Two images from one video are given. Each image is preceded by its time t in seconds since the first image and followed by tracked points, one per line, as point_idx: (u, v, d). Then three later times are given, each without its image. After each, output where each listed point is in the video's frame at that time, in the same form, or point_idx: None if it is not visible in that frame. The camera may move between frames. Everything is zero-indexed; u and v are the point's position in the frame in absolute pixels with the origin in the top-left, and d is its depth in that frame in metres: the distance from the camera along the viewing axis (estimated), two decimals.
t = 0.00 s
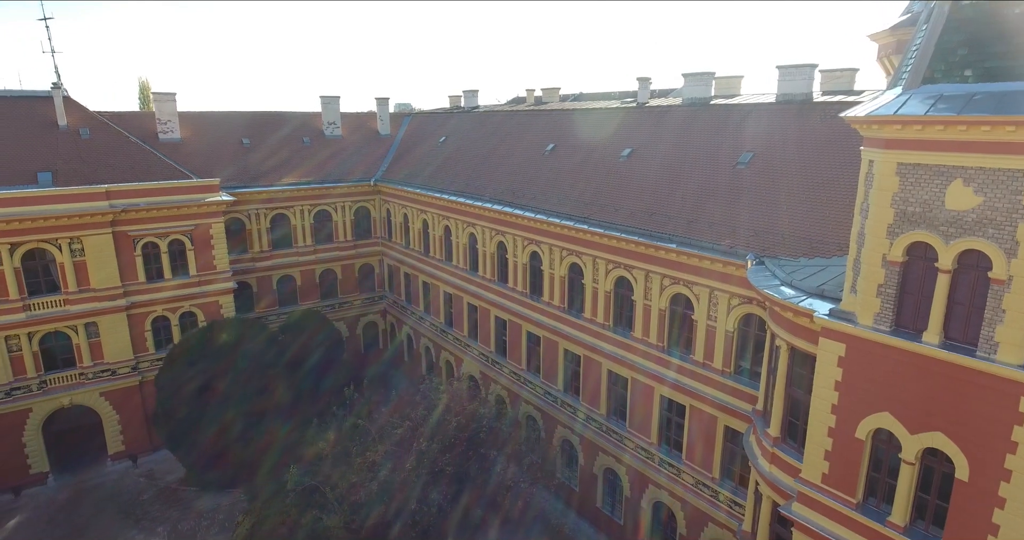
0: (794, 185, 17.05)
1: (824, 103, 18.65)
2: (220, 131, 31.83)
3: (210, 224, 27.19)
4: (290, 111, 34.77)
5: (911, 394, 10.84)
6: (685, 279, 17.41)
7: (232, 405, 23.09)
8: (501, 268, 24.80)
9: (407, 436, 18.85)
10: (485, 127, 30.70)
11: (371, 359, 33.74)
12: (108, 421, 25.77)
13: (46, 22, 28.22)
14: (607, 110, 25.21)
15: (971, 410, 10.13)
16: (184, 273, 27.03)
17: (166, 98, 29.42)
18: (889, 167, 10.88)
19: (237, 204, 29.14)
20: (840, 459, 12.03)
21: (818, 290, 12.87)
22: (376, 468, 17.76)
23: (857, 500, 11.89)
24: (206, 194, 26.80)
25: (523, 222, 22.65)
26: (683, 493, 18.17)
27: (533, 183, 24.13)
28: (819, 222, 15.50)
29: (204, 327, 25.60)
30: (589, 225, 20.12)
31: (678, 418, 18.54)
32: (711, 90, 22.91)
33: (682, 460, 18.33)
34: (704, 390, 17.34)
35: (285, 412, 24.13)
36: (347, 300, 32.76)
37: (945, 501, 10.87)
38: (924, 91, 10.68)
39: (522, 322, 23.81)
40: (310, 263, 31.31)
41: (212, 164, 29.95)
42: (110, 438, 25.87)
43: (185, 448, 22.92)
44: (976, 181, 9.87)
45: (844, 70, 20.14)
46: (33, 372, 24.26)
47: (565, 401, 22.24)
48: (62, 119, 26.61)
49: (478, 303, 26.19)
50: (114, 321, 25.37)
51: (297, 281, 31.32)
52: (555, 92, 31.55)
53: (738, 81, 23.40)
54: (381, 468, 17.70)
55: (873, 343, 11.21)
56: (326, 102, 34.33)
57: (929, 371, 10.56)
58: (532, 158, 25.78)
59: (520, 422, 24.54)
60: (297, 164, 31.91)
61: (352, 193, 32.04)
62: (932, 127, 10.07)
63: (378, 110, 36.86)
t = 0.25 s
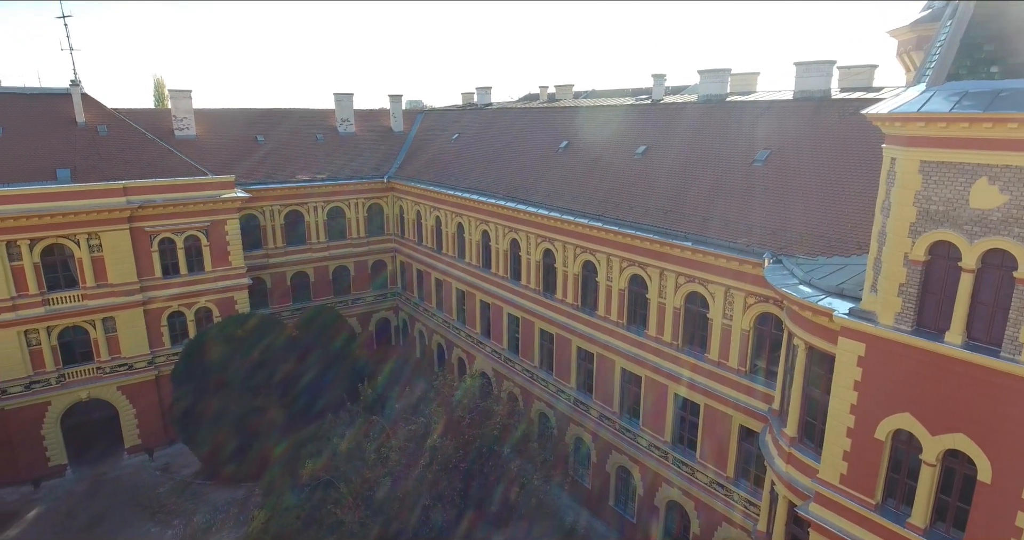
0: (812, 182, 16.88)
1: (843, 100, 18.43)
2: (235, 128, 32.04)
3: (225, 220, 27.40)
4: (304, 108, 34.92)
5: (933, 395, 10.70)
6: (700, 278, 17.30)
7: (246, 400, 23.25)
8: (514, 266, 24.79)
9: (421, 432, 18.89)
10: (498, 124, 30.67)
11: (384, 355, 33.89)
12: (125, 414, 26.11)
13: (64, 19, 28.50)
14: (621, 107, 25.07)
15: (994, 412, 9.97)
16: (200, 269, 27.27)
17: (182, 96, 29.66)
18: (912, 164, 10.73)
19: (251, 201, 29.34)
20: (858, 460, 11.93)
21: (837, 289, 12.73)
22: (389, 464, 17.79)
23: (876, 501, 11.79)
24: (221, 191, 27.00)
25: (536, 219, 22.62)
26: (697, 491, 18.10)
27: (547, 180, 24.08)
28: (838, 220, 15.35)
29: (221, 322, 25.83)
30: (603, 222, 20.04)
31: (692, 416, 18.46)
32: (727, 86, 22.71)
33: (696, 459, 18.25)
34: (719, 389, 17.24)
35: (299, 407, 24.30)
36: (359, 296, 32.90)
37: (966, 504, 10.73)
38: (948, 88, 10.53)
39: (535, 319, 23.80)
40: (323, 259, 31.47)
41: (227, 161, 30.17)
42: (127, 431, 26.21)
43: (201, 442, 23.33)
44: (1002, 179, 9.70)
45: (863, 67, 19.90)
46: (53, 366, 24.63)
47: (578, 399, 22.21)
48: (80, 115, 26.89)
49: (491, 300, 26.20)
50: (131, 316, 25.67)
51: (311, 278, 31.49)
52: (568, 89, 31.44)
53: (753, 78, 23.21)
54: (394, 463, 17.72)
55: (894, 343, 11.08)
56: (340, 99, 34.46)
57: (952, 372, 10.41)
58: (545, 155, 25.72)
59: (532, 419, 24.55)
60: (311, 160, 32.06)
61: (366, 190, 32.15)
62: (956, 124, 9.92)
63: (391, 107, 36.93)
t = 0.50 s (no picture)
0: (830, 180, 16.70)
1: (863, 97, 18.21)
2: (250, 125, 32.22)
3: (241, 217, 27.58)
4: (318, 105, 35.04)
5: (956, 396, 10.54)
6: (717, 276, 17.17)
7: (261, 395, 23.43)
8: (527, 262, 24.75)
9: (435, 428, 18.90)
10: (512, 121, 30.61)
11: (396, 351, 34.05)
12: (142, 408, 26.44)
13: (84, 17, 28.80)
14: (636, 103, 24.93)
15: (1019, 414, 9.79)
16: (216, 265, 27.48)
17: (198, 93, 29.87)
18: (937, 162, 10.57)
19: (266, 197, 29.51)
20: (878, 461, 11.80)
21: (858, 288, 12.58)
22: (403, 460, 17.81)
23: (896, 502, 11.65)
24: (237, 187, 27.18)
25: (551, 216, 22.55)
26: (711, 491, 18.01)
27: (561, 177, 24.01)
28: (858, 218, 15.15)
29: (236, 318, 26.02)
30: (618, 220, 19.95)
31: (707, 415, 18.36)
32: (744, 83, 22.49)
33: (712, 459, 18.15)
34: (735, 388, 17.13)
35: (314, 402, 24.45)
36: (373, 292, 33.04)
37: (989, 507, 10.57)
38: (975, 84, 10.35)
39: (549, 316, 23.77)
40: (337, 256, 31.61)
41: (242, 157, 30.36)
42: (144, 425, 26.54)
43: (217, 436, 23.54)
44: None
45: (883, 63, 19.64)
46: (72, 360, 24.98)
47: (592, 397, 22.16)
48: (98, 112, 27.17)
49: (504, 297, 26.19)
50: (148, 311, 25.93)
51: (324, 274, 31.64)
52: (582, 85, 31.32)
53: (771, 74, 22.97)
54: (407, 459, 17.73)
55: (917, 343, 10.92)
56: (354, 96, 34.54)
57: (976, 373, 10.24)
58: (560, 152, 25.64)
59: (545, 417, 24.53)
60: (325, 157, 32.18)
61: (379, 187, 32.24)
62: (983, 121, 9.74)
63: (405, 104, 36.97)
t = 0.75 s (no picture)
0: (850, 178, 16.51)
1: (883, 94, 17.97)
2: (266, 121, 32.40)
3: (257, 213, 27.76)
4: (332, 102, 35.18)
5: (980, 397, 10.37)
6: (734, 274, 17.02)
7: (276, 390, 23.58)
8: (541, 260, 24.70)
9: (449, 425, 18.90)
10: (526, 118, 30.55)
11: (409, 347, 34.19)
12: (159, 402, 26.75)
13: (103, 14, 29.11)
14: (652, 100, 24.78)
15: None
16: (231, 261, 27.71)
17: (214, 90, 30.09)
18: (962, 160, 10.40)
19: (282, 193, 29.69)
20: (899, 462, 11.66)
21: (879, 287, 12.42)
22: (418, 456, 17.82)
23: (917, 504, 11.51)
24: (253, 183, 27.37)
25: (565, 213, 22.48)
26: (726, 490, 17.91)
27: (576, 174, 23.92)
28: (878, 217, 14.96)
29: (251, 314, 26.24)
30: (634, 217, 19.84)
31: (722, 414, 18.25)
32: (761, 79, 22.27)
33: (727, 458, 18.04)
34: (752, 387, 17.00)
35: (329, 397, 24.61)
36: (386, 289, 33.17)
37: (1014, 510, 10.40)
38: (1003, 80, 10.16)
39: (563, 314, 23.73)
40: (351, 252, 31.74)
41: (258, 154, 30.55)
42: (161, 418, 26.86)
43: (233, 430, 23.79)
44: None
45: (904, 59, 19.37)
46: (91, 353, 25.32)
47: (606, 395, 22.10)
48: (117, 109, 27.46)
49: (518, 294, 26.16)
50: (165, 306, 26.21)
51: (338, 270, 31.80)
52: (597, 82, 31.19)
53: (789, 71, 22.74)
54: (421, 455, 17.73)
55: (940, 343, 10.76)
56: (368, 93, 34.64)
57: (1001, 374, 10.06)
58: (574, 150, 25.55)
59: (558, 415, 24.51)
60: (340, 154, 32.31)
61: (393, 184, 32.33)
62: (1011, 118, 9.57)
63: (419, 101, 37.02)
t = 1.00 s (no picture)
0: (871, 176, 16.27)
1: (906, 91, 17.69)
2: (282, 118, 32.61)
3: (273, 209, 27.96)
4: (348, 99, 35.32)
5: (1006, 399, 10.16)
6: (752, 273, 16.87)
7: (292, 385, 23.77)
8: (556, 257, 24.66)
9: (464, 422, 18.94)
10: (541, 115, 30.47)
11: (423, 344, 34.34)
12: (177, 396, 27.11)
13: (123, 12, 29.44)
14: (668, 97, 24.60)
15: None
16: (248, 256, 27.94)
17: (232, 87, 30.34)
18: (990, 157, 10.20)
19: (298, 190, 29.88)
20: (921, 464, 11.50)
21: (902, 286, 12.24)
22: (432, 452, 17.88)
23: (940, 507, 11.35)
24: (269, 180, 27.57)
25: (581, 211, 22.42)
26: (742, 490, 17.79)
27: (592, 172, 23.82)
28: (901, 215, 14.74)
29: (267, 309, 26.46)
30: (650, 215, 19.72)
31: (739, 414, 18.12)
32: (781, 76, 22.00)
33: (743, 458, 17.91)
34: (769, 387, 16.85)
35: (344, 392, 24.77)
36: (401, 285, 33.29)
37: None
38: None
39: (577, 312, 23.67)
40: (366, 248, 31.89)
41: (274, 150, 30.78)
42: (179, 412, 27.21)
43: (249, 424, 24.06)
44: None
45: (928, 55, 19.04)
46: (110, 347, 25.69)
47: (620, 393, 22.03)
48: (136, 105, 27.82)
49: (532, 291, 26.14)
50: (184, 301, 26.50)
51: (353, 266, 31.96)
52: (613, 79, 31.02)
53: (808, 67, 22.48)
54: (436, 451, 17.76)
55: (964, 344, 10.57)
56: (383, 90, 34.75)
57: None
58: (590, 147, 25.45)
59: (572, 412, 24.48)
60: (355, 150, 32.45)
61: (408, 181, 32.41)
62: None
63: (434, 98, 37.05)
